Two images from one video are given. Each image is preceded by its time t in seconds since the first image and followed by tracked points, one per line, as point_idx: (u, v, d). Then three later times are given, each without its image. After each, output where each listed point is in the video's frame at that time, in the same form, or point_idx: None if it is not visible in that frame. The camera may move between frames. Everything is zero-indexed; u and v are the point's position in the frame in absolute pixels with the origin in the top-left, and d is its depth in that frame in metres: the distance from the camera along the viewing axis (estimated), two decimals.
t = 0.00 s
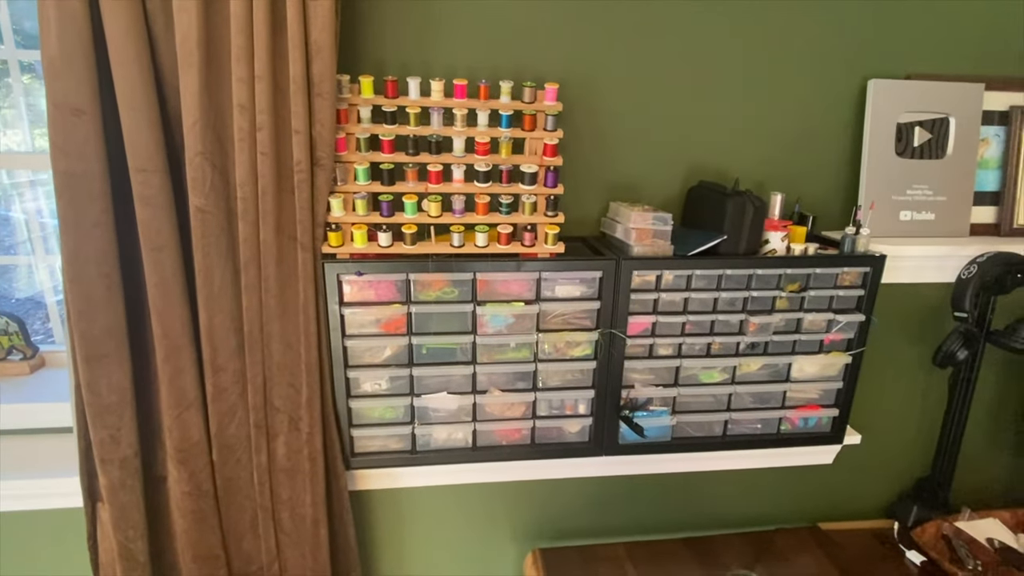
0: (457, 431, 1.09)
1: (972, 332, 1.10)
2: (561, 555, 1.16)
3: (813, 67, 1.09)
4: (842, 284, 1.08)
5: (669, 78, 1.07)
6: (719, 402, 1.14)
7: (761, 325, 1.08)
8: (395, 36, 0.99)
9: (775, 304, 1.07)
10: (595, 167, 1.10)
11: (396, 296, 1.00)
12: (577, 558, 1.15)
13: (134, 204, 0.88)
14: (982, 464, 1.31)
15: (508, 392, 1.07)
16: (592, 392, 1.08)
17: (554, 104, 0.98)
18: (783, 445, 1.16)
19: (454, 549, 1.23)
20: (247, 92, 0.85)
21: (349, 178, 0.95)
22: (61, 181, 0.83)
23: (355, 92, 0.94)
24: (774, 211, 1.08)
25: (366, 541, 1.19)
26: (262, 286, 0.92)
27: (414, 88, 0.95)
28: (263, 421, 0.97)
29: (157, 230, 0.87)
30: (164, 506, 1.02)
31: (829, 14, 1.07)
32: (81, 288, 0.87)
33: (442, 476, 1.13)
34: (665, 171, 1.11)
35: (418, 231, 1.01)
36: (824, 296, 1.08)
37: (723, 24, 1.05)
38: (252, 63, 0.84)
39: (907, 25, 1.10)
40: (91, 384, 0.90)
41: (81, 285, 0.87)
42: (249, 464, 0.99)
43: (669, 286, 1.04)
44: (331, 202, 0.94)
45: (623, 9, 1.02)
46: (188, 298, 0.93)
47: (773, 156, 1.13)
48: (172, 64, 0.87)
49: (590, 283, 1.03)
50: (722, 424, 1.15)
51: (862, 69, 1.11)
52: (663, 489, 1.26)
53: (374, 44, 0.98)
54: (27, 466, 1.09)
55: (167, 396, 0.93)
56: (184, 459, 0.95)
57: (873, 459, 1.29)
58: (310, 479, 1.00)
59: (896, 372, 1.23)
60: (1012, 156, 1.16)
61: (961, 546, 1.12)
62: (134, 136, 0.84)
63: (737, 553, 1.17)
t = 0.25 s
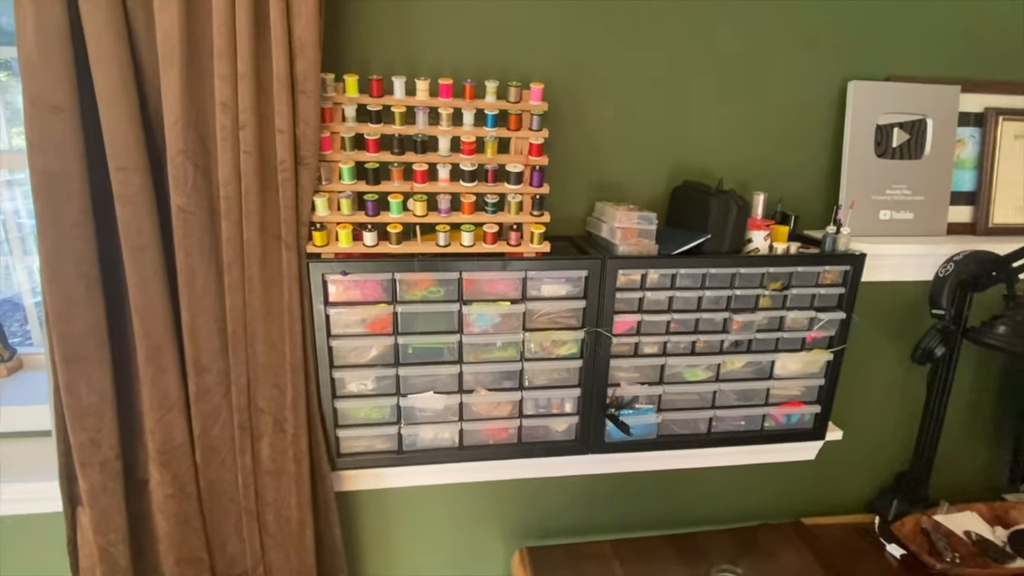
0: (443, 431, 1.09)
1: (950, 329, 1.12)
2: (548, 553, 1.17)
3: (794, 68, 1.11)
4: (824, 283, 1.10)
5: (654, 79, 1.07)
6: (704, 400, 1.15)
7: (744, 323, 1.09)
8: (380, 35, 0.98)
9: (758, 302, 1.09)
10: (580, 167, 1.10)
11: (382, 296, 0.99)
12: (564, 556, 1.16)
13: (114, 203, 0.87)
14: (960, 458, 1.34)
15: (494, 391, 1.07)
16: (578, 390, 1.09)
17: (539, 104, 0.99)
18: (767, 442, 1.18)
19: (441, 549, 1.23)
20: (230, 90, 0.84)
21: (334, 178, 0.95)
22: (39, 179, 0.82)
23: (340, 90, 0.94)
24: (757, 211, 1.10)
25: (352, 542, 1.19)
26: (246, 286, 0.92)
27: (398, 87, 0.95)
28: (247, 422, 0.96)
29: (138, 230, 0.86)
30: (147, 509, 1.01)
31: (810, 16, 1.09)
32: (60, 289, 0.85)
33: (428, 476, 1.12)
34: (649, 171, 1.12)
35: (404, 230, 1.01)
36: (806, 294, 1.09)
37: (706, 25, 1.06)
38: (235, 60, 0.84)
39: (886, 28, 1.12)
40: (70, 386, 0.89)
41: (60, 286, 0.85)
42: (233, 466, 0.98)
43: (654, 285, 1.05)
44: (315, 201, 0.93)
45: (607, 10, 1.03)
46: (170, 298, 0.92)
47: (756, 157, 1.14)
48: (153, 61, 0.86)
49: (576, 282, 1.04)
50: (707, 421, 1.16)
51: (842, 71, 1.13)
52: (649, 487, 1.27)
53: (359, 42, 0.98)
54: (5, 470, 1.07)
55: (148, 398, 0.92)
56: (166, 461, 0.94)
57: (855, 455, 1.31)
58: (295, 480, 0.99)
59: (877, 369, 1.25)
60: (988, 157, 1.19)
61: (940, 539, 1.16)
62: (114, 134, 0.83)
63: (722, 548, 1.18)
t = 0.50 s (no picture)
0: (417, 430, 1.08)
1: (906, 324, 1.17)
2: (523, 550, 1.18)
3: (758, 71, 1.14)
4: (788, 279, 1.13)
5: (623, 79, 1.09)
6: (674, 395, 1.17)
7: (712, 319, 1.12)
8: (349, 33, 0.98)
9: (726, 299, 1.11)
10: (551, 166, 1.11)
11: (353, 295, 0.98)
12: (538, 552, 1.17)
13: (73, 202, 0.84)
14: (917, 447, 1.39)
15: (468, 390, 1.08)
16: (551, 387, 1.10)
17: (510, 104, 0.99)
18: (735, 435, 1.21)
19: (415, 549, 1.22)
20: (195, 87, 0.82)
21: (303, 176, 0.94)
22: None
23: (309, 88, 0.93)
24: (723, 210, 1.12)
25: (325, 545, 1.17)
26: (213, 286, 0.90)
27: (369, 86, 0.94)
28: (215, 425, 0.94)
29: (99, 230, 0.84)
30: (110, 516, 0.98)
31: (773, 21, 1.12)
32: (15, 291, 0.83)
33: (402, 476, 1.12)
34: (619, 170, 1.14)
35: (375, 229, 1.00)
36: (771, 290, 1.12)
37: (673, 28, 1.08)
38: (199, 56, 0.82)
39: (844, 33, 1.16)
40: (28, 391, 0.86)
41: (15, 287, 0.83)
42: (201, 470, 0.96)
43: (624, 282, 1.07)
44: (285, 200, 0.92)
45: (577, 11, 1.04)
46: (133, 300, 0.89)
47: (722, 157, 1.17)
48: (113, 57, 0.83)
49: (548, 281, 1.05)
50: (677, 416, 1.18)
51: (804, 74, 1.16)
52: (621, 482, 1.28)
53: (328, 40, 0.97)
54: None
55: (111, 402, 0.89)
56: (131, 467, 0.92)
57: (819, 446, 1.35)
58: (265, 483, 0.98)
59: (839, 363, 1.30)
60: (940, 158, 1.24)
61: (899, 526, 1.20)
62: (72, 131, 0.80)
63: (693, 541, 1.21)
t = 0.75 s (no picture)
0: (381, 431, 1.08)
1: (852, 319, 1.22)
2: (489, 548, 1.19)
3: (711, 76, 1.18)
4: (741, 277, 1.17)
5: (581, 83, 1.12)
6: (635, 391, 1.20)
7: (669, 316, 1.15)
8: (308, 34, 0.97)
9: (682, 297, 1.15)
10: (513, 168, 1.13)
11: (314, 297, 0.98)
12: (504, 549, 1.18)
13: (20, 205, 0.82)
14: (865, 436, 1.46)
15: (432, 389, 1.08)
16: (514, 386, 1.12)
17: (470, 106, 1.00)
18: (693, 428, 1.25)
19: (382, 550, 1.22)
20: (147, 87, 0.81)
21: (262, 177, 0.93)
22: None
23: (267, 89, 0.92)
24: (679, 210, 1.16)
25: (290, 549, 1.16)
26: (169, 290, 0.88)
27: (328, 87, 0.94)
28: (172, 431, 0.93)
29: (47, 233, 0.81)
30: (62, 527, 0.95)
31: (725, 28, 1.16)
32: None
33: (367, 478, 1.12)
34: (579, 172, 1.16)
35: (336, 230, 1.00)
36: (725, 288, 1.16)
37: (629, 33, 1.12)
38: (152, 56, 0.81)
39: (792, 40, 1.21)
40: None
41: None
42: (158, 478, 0.94)
43: (585, 282, 1.09)
44: (242, 201, 0.91)
45: (536, 16, 1.06)
46: (85, 305, 0.87)
47: (679, 159, 1.21)
48: (61, 56, 0.81)
49: (510, 281, 1.06)
50: (638, 411, 1.21)
51: (755, 79, 1.21)
52: (585, 478, 1.31)
53: (287, 41, 0.97)
54: None
55: (62, 409, 0.87)
56: (84, 475, 0.90)
57: (773, 438, 1.40)
58: (225, 489, 0.96)
59: (791, 357, 1.35)
60: (883, 161, 1.30)
61: (848, 512, 1.26)
62: (17, 132, 0.78)
63: (654, 533, 1.24)
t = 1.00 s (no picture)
0: (334, 432, 1.08)
1: (786, 311, 1.31)
2: (445, 544, 1.20)
3: (653, 80, 1.23)
4: (683, 273, 1.22)
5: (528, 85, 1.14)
6: (585, 384, 1.24)
7: (616, 311, 1.19)
8: (251, 31, 0.96)
9: (629, 292, 1.19)
10: (462, 167, 1.14)
11: (262, 298, 0.97)
12: (460, 545, 1.20)
13: None
14: (801, 421, 1.55)
15: (386, 389, 1.09)
16: (468, 382, 1.14)
17: (420, 106, 1.01)
18: (641, 419, 1.30)
19: (338, 552, 1.21)
20: (80, 83, 0.78)
21: (204, 177, 0.91)
22: None
23: (209, 86, 0.91)
24: (625, 209, 1.20)
25: (242, 555, 1.14)
26: (106, 293, 0.85)
27: (273, 85, 0.93)
28: (113, 439, 0.89)
29: None
30: None
31: (665, 34, 1.21)
32: None
33: (320, 479, 1.11)
34: (528, 171, 1.19)
35: (284, 231, 0.99)
36: (669, 283, 1.21)
37: (574, 37, 1.15)
38: (84, 51, 0.78)
39: (729, 46, 1.27)
40: None
41: None
42: (98, 488, 0.91)
43: (535, 279, 1.12)
44: (184, 201, 0.90)
45: (482, 18, 1.08)
46: (14, 310, 0.83)
47: (624, 160, 1.25)
48: None
49: (461, 279, 1.08)
50: (588, 404, 1.25)
51: (694, 83, 1.26)
52: (539, 471, 1.34)
53: (229, 38, 0.95)
54: None
55: None
56: (20, 488, 0.85)
57: (717, 425, 1.47)
58: (171, 496, 0.94)
59: (732, 348, 1.42)
60: (813, 161, 1.38)
61: (786, 493, 1.33)
62: None
63: (605, 521, 1.28)
